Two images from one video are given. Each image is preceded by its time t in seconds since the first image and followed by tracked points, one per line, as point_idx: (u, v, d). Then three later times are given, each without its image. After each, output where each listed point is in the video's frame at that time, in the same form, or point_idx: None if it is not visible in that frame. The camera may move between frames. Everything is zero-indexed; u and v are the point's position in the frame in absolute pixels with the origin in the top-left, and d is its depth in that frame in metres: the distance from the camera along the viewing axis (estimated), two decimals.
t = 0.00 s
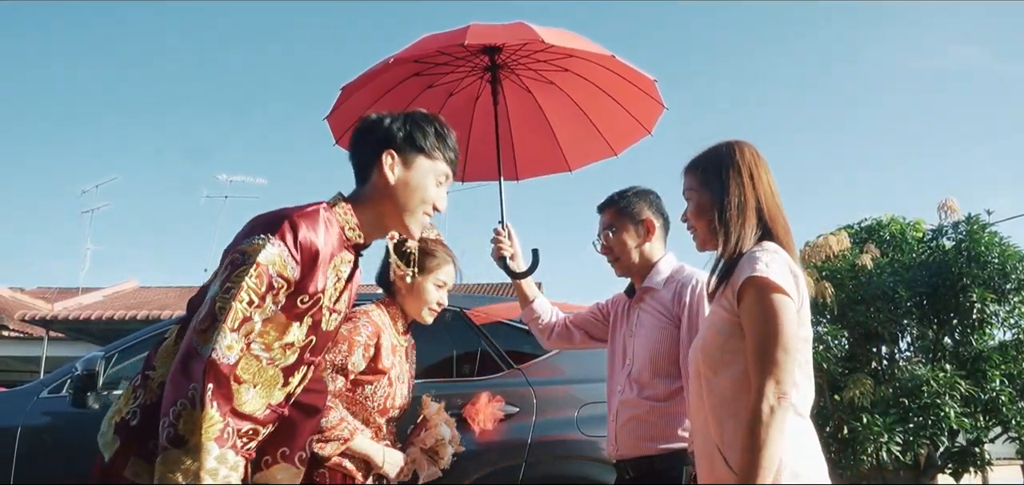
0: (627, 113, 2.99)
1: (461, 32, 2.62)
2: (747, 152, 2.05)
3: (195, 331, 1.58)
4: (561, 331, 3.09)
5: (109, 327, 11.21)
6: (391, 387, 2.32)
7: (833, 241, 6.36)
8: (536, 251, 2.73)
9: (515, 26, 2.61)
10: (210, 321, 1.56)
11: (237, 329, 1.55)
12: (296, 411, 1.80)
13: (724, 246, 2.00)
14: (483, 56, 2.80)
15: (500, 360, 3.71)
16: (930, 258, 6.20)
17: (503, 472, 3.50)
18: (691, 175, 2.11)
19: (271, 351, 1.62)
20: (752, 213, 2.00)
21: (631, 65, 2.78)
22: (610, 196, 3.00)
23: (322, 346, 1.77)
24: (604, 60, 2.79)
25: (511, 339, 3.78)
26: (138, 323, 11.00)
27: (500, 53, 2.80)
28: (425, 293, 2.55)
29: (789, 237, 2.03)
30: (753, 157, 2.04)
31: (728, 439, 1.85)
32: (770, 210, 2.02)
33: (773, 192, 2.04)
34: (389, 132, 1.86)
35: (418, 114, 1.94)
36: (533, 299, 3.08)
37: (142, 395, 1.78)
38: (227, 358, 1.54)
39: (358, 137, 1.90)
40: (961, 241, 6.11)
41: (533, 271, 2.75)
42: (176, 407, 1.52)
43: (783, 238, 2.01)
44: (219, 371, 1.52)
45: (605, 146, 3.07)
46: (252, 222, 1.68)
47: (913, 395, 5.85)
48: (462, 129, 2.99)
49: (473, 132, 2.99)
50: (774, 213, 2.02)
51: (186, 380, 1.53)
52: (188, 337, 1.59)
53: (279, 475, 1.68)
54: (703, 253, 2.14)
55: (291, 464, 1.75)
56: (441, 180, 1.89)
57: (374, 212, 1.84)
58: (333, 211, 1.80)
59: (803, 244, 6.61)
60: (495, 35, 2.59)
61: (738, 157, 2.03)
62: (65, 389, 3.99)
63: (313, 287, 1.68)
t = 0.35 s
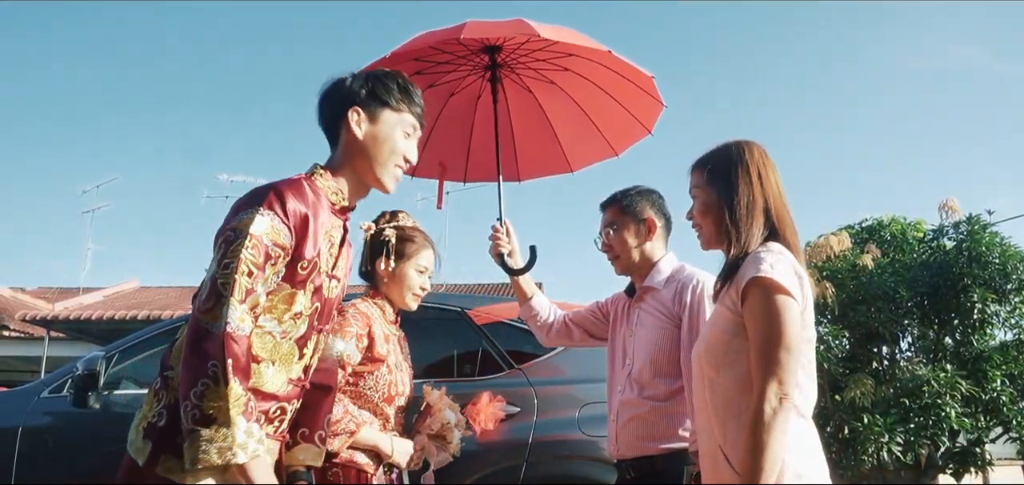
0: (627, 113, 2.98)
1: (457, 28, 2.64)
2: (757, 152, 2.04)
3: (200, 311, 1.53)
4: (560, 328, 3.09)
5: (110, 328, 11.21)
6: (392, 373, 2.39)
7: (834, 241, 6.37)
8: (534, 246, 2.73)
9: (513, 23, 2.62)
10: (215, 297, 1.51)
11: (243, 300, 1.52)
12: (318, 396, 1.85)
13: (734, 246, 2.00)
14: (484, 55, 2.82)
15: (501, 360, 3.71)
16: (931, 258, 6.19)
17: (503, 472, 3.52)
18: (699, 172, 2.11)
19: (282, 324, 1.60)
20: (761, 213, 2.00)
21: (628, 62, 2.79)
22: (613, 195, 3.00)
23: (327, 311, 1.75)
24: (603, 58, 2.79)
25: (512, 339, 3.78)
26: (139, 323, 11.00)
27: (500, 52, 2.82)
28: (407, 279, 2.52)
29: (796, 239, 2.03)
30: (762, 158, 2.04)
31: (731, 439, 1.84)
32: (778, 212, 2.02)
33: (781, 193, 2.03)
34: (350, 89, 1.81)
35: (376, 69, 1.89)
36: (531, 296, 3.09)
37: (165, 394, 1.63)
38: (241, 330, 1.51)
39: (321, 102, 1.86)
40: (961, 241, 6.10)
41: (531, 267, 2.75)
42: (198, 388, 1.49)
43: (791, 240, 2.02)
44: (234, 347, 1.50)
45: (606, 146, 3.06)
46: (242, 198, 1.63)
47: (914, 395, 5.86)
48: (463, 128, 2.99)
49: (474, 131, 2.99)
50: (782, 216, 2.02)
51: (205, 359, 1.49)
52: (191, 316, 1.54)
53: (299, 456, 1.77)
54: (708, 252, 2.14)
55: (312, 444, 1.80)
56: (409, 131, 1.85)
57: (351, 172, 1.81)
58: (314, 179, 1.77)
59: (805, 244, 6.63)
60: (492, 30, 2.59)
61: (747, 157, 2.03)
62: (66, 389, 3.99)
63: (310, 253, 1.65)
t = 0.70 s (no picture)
0: (625, 115, 2.98)
1: (455, 27, 2.64)
2: (763, 152, 2.04)
3: (201, 303, 1.52)
4: (560, 327, 3.09)
5: (111, 328, 11.21)
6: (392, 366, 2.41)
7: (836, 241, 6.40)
8: (532, 244, 2.72)
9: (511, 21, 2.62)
10: (215, 285, 1.50)
11: (245, 282, 1.51)
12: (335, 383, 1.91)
13: (739, 245, 1.99)
14: (482, 55, 2.82)
15: (502, 359, 3.70)
16: (932, 258, 6.18)
17: (504, 471, 3.51)
18: (704, 170, 2.11)
19: (286, 305, 1.61)
20: (766, 211, 2.00)
21: (627, 60, 2.78)
22: (614, 193, 3.01)
23: (324, 290, 1.77)
24: (603, 57, 2.79)
25: (513, 338, 3.78)
26: (139, 323, 10.99)
27: (499, 53, 2.83)
28: (393, 274, 2.52)
29: (801, 242, 2.03)
30: (768, 158, 2.04)
31: (735, 439, 1.84)
32: (782, 210, 2.02)
33: (787, 195, 2.03)
34: (313, 67, 1.82)
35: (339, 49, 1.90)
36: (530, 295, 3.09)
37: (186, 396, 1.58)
38: (251, 312, 1.51)
39: (286, 83, 1.87)
40: (962, 241, 6.09)
41: (531, 265, 2.74)
42: (219, 376, 1.47)
43: (796, 239, 2.01)
44: (244, 331, 1.49)
45: (604, 147, 3.06)
46: (225, 185, 1.61)
47: (915, 394, 5.88)
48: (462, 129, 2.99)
49: (473, 132, 2.99)
50: (788, 218, 2.02)
51: (221, 346, 1.48)
52: (193, 309, 1.53)
53: (320, 441, 1.86)
54: (711, 251, 2.14)
55: (331, 428, 1.88)
56: (374, 104, 1.86)
57: (320, 147, 1.80)
58: (285, 158, 1.76)
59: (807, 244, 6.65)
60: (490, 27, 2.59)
61: (752, 157, 2.03)
62: (67, 388, 3.99)
63: (299, 226, 1.66)
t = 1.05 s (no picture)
0: (620, 116, 2.98)
1: (452, 28, 2.64)
2: (769, 154, 2.05)
3: (200, 304, 1.52)
4: (559, 327, 3.09)
5: (111, 327, 11.21)
6: (388, 365, 2.41)
7: (835, 241, 6.39)
8: (531, 244, 2.72)
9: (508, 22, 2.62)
10: (214, 285, 1.51)
11: (245, 280, 1.51)
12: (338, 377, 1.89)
13: (741, 244, 2.00)
14: (478, 56, 2.82)
15: (502, 360, 3.70)
16: (932, 258, 6.18)
17: (504, 472, 3.51)
18: (707, 167, 2.11)
19: (287, 300, 1.60)
20: (769, 211, 2.00)
21: (625, 61, 2.79)
22: (614, 193, 3.01)
23: (321, 283, 1.77)
24: (599, 58, 2.79)
25: (513, 339, 3.78)
26: (139, 323, 11.00)
27: (494, 55, 2.83)
28: (383, 274, 2.52)
29: (801, 244, 2.02)
30: (773, 159, 2.04)
31: (735, 440, 1.85)
32: (785, 210, 2.02)
33: (790, 197, 2.04)
34: (285, 63, 1.82)
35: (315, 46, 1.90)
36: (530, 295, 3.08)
37: (198, 401, 1.57)
38: (253, 309, 1.51)
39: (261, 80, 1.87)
40: (962, 241, 6.09)
41: (529, 265, 2.74)
42: (230, 374, 1.48)
43: (797, 240, 2.01)
44: (247, 329, 1.49)
45: (599, 149, 3.06)
46: (215, 184, 1.61)
47: (916, 395, 5.88)
48: (458, 131, 2.98)
49: (469, 134, 2.99)
50: (791, 220, 2.02)
51: (229, 344, 1.49)
52: (193, 309, 1.53)
53: (329, 433, 1.82)
54: (710, 247, 2.14)
55: (339, 421, 1.84)
56: (350, 97, 1.85)
57: (298, 143, 1.80)
58: (263, 155, 1.76)
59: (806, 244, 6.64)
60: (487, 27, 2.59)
61: (756, 157, 2.03)
62: (67, 389, 3.99)
63: (289, 220, 1.66)
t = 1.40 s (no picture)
0: (616, 115, 2.99)
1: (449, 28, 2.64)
2: (772, 155, 2.05)
3: (199, 306, 1.52)
4: (559, 327, 3.09)
5: (111, 327, 11.21)
6: (384, 365, 2.40)
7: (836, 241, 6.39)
8: (531, 245, 2.72)
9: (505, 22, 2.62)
10: (214, 286, 1.51)
11: (244, 281, 1.51)
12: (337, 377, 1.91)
13: (742, 244, 2.00)
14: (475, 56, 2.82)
15: (502, 360, 3.70)
16: (933, 258, 6.18)
17: (506, 472, 3.51)
18: (708, 167, 2.11)
19: (283, 299, 1.61)
20: (772, 212, 2.00)
21: (622, 60, 2.79)
22: (615, 194, 3.01)
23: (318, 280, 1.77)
24: (595, 58, 2.80)
25: (514, 339, 3.78)
26: (140, 324, 11.00)
27: (490, 56, 2.83)
28: (378, 275, 2.53)
29: (804, 245, 2.02)
30: (776, 160, 2.04)
31: (735, 440, 1.85)
32: (787, 211, 2.02)
33: (792, 198, 2.04)
34: (273, 64, 1.82)
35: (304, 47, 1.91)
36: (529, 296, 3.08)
37: (202, 405, 1.57)
38: (253, 309, 1.51)
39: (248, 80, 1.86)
40: (963, 241, 6.09)
41: (529, 266, 2.74)
42: (233, 375, 1.48)
43: (799, 241, 2.01)
44: (247, 330, 1.49)
45: (595, 149, 3.06)
46: (207, 187, 1.61)
47: (917, 395, 5.89)
48: (455, 132, 2.98)
49: (466, 135, 2.99)
50: (793, 220, 2.02)
51: (230, 346, 1.49)
52: (192, 311, 1.53)
53: (333, 432, 1.84)
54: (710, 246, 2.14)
55: (341, 420, 1.87)
56: (337, 99, 1.85)
57: (285, 143, 1.80)
58: (251, 155, 1.76)
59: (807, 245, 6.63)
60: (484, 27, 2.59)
61: (758, 157, 2.03)
62: (68, 389, 3.99)
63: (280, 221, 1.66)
